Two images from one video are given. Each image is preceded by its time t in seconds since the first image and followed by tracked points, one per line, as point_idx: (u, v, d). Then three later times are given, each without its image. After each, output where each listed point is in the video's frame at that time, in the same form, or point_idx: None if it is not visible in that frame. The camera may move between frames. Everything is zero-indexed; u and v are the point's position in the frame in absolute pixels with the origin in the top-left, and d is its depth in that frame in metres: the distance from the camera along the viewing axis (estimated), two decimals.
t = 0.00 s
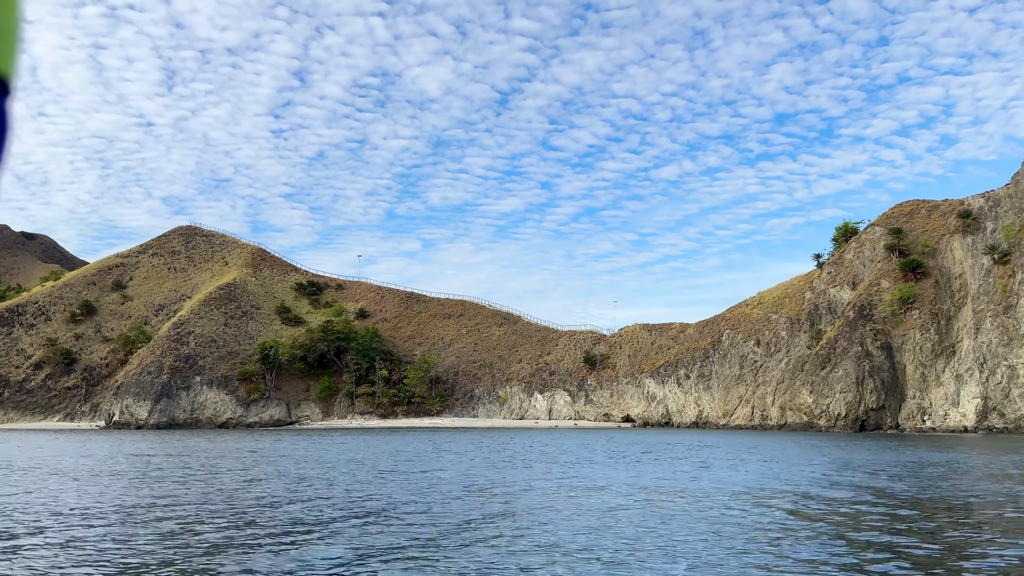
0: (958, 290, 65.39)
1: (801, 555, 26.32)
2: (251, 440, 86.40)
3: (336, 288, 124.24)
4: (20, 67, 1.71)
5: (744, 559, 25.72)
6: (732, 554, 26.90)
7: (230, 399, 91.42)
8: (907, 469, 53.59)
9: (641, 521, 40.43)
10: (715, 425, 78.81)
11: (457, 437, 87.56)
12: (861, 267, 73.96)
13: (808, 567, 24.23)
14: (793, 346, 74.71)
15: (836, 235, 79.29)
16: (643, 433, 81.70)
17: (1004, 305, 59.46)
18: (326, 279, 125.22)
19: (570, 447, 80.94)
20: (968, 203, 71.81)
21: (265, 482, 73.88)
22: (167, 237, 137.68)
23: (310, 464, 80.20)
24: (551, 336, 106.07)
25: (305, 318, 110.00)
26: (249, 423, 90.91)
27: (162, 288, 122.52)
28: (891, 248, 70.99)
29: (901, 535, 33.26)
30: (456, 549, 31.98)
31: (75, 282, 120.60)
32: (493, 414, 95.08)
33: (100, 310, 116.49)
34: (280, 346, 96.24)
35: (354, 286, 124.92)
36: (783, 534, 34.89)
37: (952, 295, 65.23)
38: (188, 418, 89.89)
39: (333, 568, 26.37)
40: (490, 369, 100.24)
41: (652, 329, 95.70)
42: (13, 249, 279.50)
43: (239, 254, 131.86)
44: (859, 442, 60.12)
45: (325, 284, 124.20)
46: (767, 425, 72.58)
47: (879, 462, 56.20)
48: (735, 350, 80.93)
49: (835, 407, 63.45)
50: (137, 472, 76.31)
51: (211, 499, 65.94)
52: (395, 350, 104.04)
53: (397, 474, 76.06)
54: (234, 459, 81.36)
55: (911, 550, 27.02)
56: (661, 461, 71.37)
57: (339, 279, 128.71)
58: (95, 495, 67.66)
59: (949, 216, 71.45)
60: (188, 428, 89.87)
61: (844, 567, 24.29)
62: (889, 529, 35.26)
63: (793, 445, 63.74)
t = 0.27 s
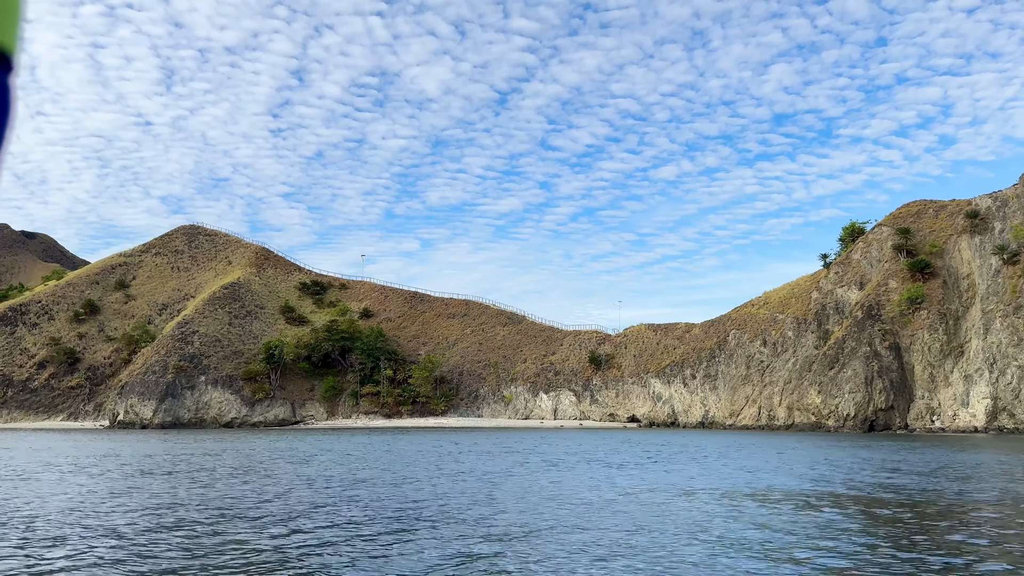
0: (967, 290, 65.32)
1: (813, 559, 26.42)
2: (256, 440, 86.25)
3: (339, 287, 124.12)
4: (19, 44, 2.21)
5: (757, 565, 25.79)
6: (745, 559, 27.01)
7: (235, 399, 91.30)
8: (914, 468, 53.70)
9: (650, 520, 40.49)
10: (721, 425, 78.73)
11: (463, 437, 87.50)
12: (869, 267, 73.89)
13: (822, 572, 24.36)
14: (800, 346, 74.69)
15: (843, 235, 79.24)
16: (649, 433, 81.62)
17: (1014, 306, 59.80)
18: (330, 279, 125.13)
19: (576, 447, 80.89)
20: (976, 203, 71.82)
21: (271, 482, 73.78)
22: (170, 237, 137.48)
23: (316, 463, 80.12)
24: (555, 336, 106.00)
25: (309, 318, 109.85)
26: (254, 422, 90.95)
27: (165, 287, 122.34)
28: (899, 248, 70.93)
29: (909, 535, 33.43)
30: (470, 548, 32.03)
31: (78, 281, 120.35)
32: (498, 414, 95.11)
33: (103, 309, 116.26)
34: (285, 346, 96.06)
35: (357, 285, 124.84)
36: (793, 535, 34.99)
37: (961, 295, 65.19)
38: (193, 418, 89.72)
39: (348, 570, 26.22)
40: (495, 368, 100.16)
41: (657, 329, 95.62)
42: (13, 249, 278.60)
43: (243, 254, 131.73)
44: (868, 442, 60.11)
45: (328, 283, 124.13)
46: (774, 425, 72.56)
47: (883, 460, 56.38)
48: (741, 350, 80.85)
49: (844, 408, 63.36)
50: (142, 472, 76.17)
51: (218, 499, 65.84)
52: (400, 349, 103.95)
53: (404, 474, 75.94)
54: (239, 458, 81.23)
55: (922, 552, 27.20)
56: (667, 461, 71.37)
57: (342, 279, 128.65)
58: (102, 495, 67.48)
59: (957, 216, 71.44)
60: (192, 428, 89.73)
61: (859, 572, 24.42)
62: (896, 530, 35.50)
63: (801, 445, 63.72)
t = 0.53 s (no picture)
0: (974, 290, 65.23)
1: (831, 560, 26.22)
2: (260, 439, 86.12)
3: (342, 287, 123.95)
4: (35, 27, 1.80)
5: (775, 566, 25.58)
6: (762, 560, 26.82)
7: (239, 397, 91.13)
8: (921, 468, 53.65)
9: (661, 521, 40.36)
10: (727, 425, 78.60)
11: (467, 436, 87.41)
12: (876, 267, 73.81)
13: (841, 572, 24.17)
14: (807, 346, 74.60)
15: (849, 235, 79.19)
16: (654, 433, 81.46)
17: None
18: (333, 278, 124.98)
19: (580, 446, 80.81)
20: (983, 203, 71.78)
21: (276, 481, 73.66)
22: (173, 235, 137.25)
23: (320, 463, 80.02)
24: (560, 336, 105.90)
25: (313, 317, 109.68)
26: (257, 422, 90.80)
27: (168, 286, 122.13)
28: (906, 248, 70.88)
29: (924, 535, 33.27)
30: (484, 548, 31.90)
31: (81, 280, 120.12)
32: (503, 413, 94.84)
33: (106, 308, 116.04)
34: (289, 345, 95.87)
35: (360, 285, 124.70)
36: (806, 535, 34.84)
37: (968, 295, 65.10)
38: (197, 417, 89.51)
39: (363, 571, 26.05)
40: (499, 368, 100.04)
41: (662, 329, 95.51)
42: (14, 248, 278.39)
43: (246, 253, 131.56)
44: (876, 442, 60.02)
45: (331, 283, 123.97)
46: (781, 425, 72.47)
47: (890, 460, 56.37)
48: (747, 350, 80.72)
49: (853, 408, 63.22)
50: (146, 471, 75.98)
51: (224, 499, 65.71)
52: (404, 349, 103.80)
53: (410, 473, 75.84)
54: (243, 458, 81.08)
55: (940, 552, 27.03)
56: (673, 461, 71.31)
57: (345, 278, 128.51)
58: (106, 494, 67.28)
59: (964, 216, 71.38)
60: (196, 426, 89.51)
61: (878, 574, 24.25)
62: (909, 530, 35.36)
63: (808, 445, 63.63)
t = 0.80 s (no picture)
0: (981, 290, 65.20)
1: (847, 564, 26.19)
2: (264, 438, 85.95)
3: (345, 285, 123.76)
4: (36, 17, 1.98)
5: (791, 570, 25.53)
6: (776, 562, 26.81)
7: (243, 396, 90.97)
8: (928, 468, 53.64)
9: (671, 521, 40.27)
10: (732, 425, 78.49)
11: (471, 435, 87.35)
12: (882, 267, 73.71)
13: None
14: (813, 346, 74.58)
15: (855, 235, 79.13)
16: (659, 433, 81.36)
17: None
18: (336, 277, 124.84)
19: (585, 446, 80.73)
20: (989, 203, 71.69)
21: (281, 480, 73.50)
22: (175, 234, 136.96)
23: (325, 462, 79.89)
24: (563, 335, 105.78)
25: (316, 316, 109.44)
26: (261, 420, 90.40)
27: (170, 285, 121.85)
28: (913, 248, 70.84)
29: (936, 536, 33.26)
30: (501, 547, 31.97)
31: (83, 278, 119.79)
32: (506, 413, 94.73)
33: (108, 306, 115.73)
34: (293, 344, 95.67)
35: (363, 284, 124.55)
36: (817, 536, 34.79)
37: (976, 296, 65.02)
38: (201, 415, 89.25)
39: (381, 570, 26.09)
40: (503, 367, 99.94)
41: (667, 329, 95.41)
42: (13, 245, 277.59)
43: (248, 251, 131.33)
44: (883, 442, 60.05)
45: (334, 281, 123.81)
46: (787, 425, 72.39)
47: (899, 460, 56.26)
48: (752, 349, 80.64)
49: (860, 408, 63.13)
50: (150, 470, 75.78)
51: (230, 498, 65.58)
52: (408, 348, 103.63)
53: (415, 473, 75.67)
54: (247, 457, 80.91)
55: (955, 556, 27.00)
56: (678, 461, 71.27)
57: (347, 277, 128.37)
58: (111, 494, 67.06)
59: (971, 216, 71.29)
60: (200, 426, 89.27)
61: None
62: (919, 531, 35.38)
63: (815, 445, 63.59)
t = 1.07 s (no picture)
0: (987, 290, 65.27)
1: (859, 562, 26.23)
2: (267, 437, 85.77)
3: (347, 284, 123.58)
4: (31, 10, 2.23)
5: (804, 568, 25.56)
6: (790, 560, 26.84)
7: (246, 395, 90.73)
8: (934, 468, 53.71)
9: (679, 520, 40.29)
10: (737, 425, 78.45)
11: (475, 434, 87.26)
12: (887, 267, 73.75)
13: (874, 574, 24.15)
14: (817, 345, 74.61)
15: (860, 235, 79.19)
16: (664, 432, 81.32)
17: None
18: (337, 276, 124.66)
19: (589, 445, 80.66)
20: (995, 204, 71.73)
21: (285, 479, 73.30)
22: (176, 232, 136.68)
23: (329, 461, 79.70)
24: (566, 335, 105.72)
25: (318, 315, 109.19)
26: (264, 419, 90.14)
27: (171, 283, 121.58)
28: (918, 248, 70.91)
29: (945, 534, 33.36)
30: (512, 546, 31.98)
31: (84, 276, 119.44)
32: (509, 412, 94.71)
33: (109, 305, 115.38)
34: (295, 343, 95.51)
35: (365, 283, 124.37)
36: (827, 534, 34.84)
37: (982, 296, 65.07)
38: (203, 414, 88.96)
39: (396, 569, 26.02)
40: (506, 367, 99.83)
41: (670, 329, 95.35)
42: (10, 243, 276.47)
43: (249, 250, 131.11)
44: (889, 442, 60.13)
45: (336, 280, 123.62)
46: (792, 425, 72.39)
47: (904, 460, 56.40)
48: (757, 349, 80.64)
49: (867, 408, 63.16)
50: (153, 469, 75.52)
51: (234, 497, 65.36)
52: (411, 347, 103.48)
53: (420, 472, 75.55)
54: (250, 455, 80.69)
55: (968, 553, 27.09)
56: (683, 460, 71.27)
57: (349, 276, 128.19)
58: (115, 492, 66.85)
59: (976, 217, 71.34)
60: (203, 424, 89.00)
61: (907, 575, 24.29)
62: (928, 529, 35.50)
63: (822, 445, 63.61)
